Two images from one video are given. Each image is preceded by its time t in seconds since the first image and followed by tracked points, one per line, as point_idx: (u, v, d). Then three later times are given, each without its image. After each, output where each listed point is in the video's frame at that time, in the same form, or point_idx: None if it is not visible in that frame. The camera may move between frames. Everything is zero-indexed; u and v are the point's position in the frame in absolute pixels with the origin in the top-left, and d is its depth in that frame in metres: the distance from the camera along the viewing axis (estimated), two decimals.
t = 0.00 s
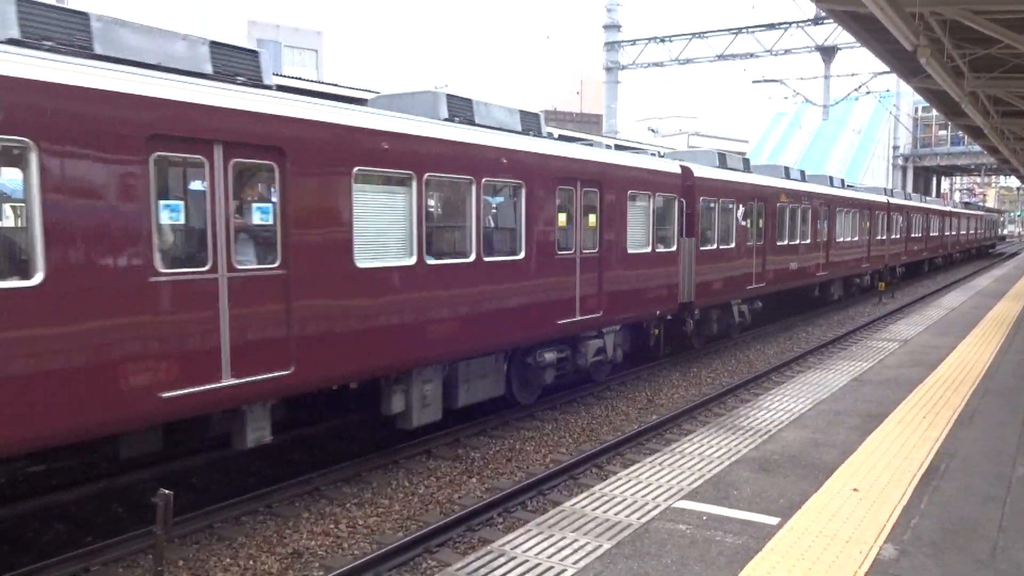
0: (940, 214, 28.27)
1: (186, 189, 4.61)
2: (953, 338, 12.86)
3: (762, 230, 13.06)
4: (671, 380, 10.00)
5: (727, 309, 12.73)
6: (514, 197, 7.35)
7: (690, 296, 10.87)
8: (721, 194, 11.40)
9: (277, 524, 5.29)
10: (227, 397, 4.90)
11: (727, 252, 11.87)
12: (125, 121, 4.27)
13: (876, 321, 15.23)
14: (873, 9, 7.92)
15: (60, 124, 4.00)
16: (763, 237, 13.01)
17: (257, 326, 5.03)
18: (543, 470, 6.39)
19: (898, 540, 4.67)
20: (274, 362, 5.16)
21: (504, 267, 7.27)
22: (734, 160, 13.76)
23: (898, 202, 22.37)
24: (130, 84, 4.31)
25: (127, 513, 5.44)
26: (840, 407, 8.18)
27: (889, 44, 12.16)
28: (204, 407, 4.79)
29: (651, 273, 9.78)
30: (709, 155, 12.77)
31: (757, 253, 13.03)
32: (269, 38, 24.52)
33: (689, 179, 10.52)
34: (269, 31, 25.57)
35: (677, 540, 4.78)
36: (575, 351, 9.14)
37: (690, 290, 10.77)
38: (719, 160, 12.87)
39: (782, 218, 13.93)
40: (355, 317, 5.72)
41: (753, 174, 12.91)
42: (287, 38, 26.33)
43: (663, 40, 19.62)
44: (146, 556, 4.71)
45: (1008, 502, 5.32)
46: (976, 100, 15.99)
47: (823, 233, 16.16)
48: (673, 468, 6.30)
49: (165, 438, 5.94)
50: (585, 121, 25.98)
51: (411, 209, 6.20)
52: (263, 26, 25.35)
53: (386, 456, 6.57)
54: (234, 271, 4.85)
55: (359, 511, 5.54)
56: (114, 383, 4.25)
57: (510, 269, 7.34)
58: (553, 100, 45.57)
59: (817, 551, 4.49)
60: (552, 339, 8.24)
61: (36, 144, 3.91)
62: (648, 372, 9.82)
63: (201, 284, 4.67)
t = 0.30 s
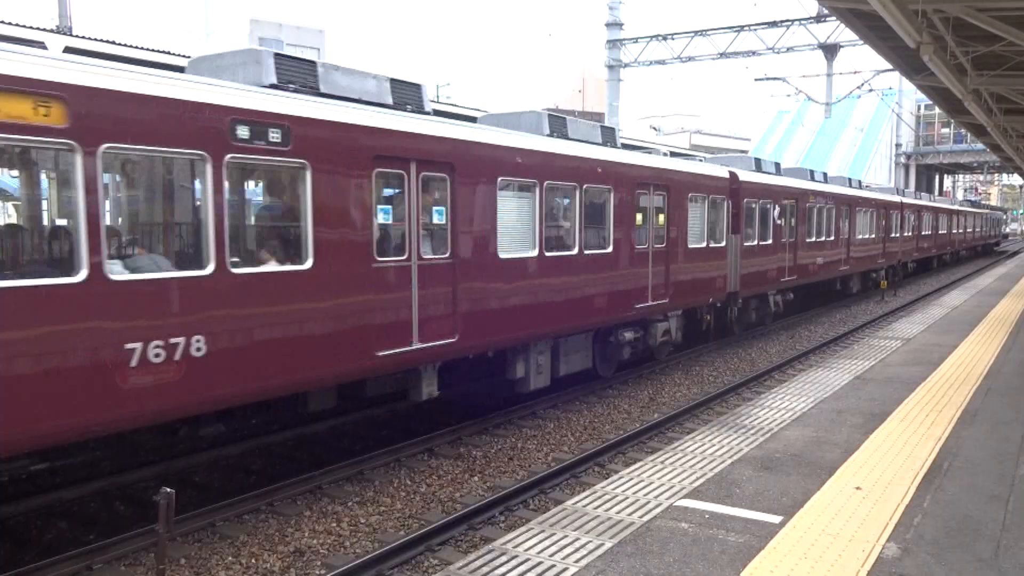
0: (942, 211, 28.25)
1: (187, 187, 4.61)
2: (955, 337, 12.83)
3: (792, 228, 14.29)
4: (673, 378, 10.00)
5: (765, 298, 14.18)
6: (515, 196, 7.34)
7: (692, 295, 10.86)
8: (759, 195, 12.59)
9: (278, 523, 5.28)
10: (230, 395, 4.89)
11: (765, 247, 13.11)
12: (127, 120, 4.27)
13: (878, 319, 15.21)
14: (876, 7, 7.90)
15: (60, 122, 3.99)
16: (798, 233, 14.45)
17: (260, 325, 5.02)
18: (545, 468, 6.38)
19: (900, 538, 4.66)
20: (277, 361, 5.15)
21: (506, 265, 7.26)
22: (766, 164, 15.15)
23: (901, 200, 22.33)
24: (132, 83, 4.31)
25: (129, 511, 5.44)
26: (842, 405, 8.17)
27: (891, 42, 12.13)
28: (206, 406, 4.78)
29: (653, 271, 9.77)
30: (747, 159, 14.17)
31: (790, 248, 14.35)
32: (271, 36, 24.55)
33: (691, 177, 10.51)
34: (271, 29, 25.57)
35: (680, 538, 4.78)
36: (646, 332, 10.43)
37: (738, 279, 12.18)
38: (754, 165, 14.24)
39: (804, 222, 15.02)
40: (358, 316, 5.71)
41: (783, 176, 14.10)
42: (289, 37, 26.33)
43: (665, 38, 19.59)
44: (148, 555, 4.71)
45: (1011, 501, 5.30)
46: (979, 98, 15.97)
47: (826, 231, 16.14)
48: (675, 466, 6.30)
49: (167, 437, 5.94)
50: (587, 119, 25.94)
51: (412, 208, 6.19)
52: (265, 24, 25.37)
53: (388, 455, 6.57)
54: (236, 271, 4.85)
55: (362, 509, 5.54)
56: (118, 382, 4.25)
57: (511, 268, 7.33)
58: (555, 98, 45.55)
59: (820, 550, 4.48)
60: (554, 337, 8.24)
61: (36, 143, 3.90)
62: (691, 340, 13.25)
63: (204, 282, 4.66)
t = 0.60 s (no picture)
0: (947, 208, 28.16)
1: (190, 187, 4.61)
2: (959, 334, 12.80)
3: (819, 225, 15.46)
4: (677, 377, 9.95)
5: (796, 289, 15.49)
6: (520, 194, 7.35)
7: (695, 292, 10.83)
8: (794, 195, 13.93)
9: (282, 521, 5.29)
10: (233, 395, 4.90)
11: (797, 242, 14.37)
12: (128, 121, 4.27)
13: (882, 315, 15.19)
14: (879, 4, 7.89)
15: (64, 123, 4.00)
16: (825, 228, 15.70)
17: (263, 323, 5.03)
18: (549, 467, 6.38)
19: (904, 535, 4.66)
20: (279, 364, 5.16)
21: (508, 263, 7.24)
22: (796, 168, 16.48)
23: (905, 196, 22.26)
24: (133, 84, 4.32)
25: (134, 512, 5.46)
26: (846, 402, 8.16)
27: (894, 38, 12.10)
28: (210, 407, 4.78)
29: (656, 270, 9.76)
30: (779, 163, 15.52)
31: (803, 245, 14.76)
32: (274, 36, 24.56)
33: (694, 175, 10.50)
34: (273, 29, 25.59)
35: (684, 536, 4.78)
36: (699, 317, 11.69)
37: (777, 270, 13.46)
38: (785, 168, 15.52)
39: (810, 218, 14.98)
40: (359, 315, 5.72)
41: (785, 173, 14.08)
42: (291, 37, 26.33)
43: (667, 36, 19.56)
44: (153, 555, 4.72)
45: (1015, 497, 5.30)
46: (982, 94, 15.92)
47: (829, 228, 16.08)
48: (677, 464, 6.28)
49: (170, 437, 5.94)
50: (589, 118, 25.89)
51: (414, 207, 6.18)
52: (267, 24, 25.41)
53: (391, 453, 6.58)
54: (238, 273, 4.85)
55: (365, 508, 5.54)
56: (121, 382, 4.26)
57: (514, 266, 7.32)
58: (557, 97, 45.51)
59: (824, 547, 4.47)
60: (556, 336, 8.24)
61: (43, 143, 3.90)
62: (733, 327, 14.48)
63: (207, 283, 4.67)
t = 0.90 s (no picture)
0: (950, 205, 28.10)
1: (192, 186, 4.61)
2: (962, 331, 12.78)
3: (822, 222, 15.45)
4: (679, 374, 9.94)
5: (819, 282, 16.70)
6: (524, 192, 7.36)
7: (699, 289, 10.83)
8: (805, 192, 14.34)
9: (287, 519, 5.31)
10: (238, 394, 4.91)
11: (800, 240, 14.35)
12: (131, 120, 4.27)
13: (885, 313, 15.17)
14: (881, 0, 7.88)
15: (67, 123, 4.00)
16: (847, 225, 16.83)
17: (268, 322, 5.04)
18: (552, 465, 6.38)
19: (908, 532, 4.65)
20: (284, 364, 5.17)
21: (512, 261, 7.24)
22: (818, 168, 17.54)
23: (908, 193, 22.22)
24: (137, 84, 4.33)
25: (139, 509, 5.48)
26: (850, 399, 8.15)
27: (897, 35, 12.08)
28: (215, 407, 4.80)
29: (659, 267, 9.76)
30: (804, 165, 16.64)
31: (806, 242, 14.73)
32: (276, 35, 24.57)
33: (697, 173, 10.49)
34: (275, 28, 25.63)
35: (687, 534, 4.78)
36: (744, 305, 12.99)
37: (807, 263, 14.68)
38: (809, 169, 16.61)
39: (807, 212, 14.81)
40: (364, 314, 5.73)
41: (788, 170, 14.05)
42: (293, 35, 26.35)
43: (669, 33, 19.55)
44: (158, 554, 4.73)
45: (1020, 494, 5.29)
46: (985, 90, 15.88)
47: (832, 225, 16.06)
48: (681, 462, 6.28)
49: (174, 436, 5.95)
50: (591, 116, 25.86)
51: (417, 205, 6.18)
52: (268, 24, 25.45)
53: (395, 452, 6.58)
54: (243, 272, 4.86)
55: (370, 506, 5.55)
56: (126, 382, 4.28)
57: (518, 264, 7.32)
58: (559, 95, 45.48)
59: (828, 544, 4.47)
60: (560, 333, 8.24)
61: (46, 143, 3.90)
62: (768, 314, 15.72)
63: (211, 282, 4.69)
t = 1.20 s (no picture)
0: (954, 203, 28.02)
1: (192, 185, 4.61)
2: (965, 328, 12.76)
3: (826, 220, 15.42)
4: (682, 372, 9.94)
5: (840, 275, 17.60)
6: (526, 189, 7.34)
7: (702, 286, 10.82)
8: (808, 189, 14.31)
9: (290, 518, 5.31)
10: (241, 393, 4.92)
11: (803, 237, 14.33)
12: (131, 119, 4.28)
13: (889, 310, 15.14)
14: None
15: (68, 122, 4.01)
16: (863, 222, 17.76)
17: (272, 320, 5.05)
18: (556, 463, 6.38)
19: (911, 530, 4.65)
20: (287, 363, 5.18)
21: (515, 259, 7.24)
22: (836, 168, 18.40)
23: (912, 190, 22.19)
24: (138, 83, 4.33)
25: (142, 508, 5.49)
26: (853, 397, 8.14)
27: (900, 31, 12.05)
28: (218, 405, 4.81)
29: (662, 265, 9.75)
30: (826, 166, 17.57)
31: (809, 239, 14.69)
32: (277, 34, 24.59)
33: (700, 170, 10.48)
34: (277, 27, 25.67)
35: (690, 532, 4.78)
36: (771, 296, 14.04)
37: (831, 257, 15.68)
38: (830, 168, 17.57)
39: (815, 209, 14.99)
40: (367, 313, 5.73)
41: (791, 167, 14.02)
42: (295, 34, 26.38)
43: (672, 31, 19.52)
44: (161, 552, 4.73)
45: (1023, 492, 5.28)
46: (989, 86, 15.84)
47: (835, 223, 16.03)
48: (684, 460, 6.28)
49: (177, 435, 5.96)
50: (594, 114, 25.82)
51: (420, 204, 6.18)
52: (270, 23, 25.50)
53: (399, 450, 6.59)
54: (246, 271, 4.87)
55: (373, 505, 5.56)
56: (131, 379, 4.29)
57: (521, 262, 7.32)
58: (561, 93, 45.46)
59: (830, 542, 4.47)
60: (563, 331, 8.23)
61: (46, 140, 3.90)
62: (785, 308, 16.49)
63: (215, 282, 4.69)
